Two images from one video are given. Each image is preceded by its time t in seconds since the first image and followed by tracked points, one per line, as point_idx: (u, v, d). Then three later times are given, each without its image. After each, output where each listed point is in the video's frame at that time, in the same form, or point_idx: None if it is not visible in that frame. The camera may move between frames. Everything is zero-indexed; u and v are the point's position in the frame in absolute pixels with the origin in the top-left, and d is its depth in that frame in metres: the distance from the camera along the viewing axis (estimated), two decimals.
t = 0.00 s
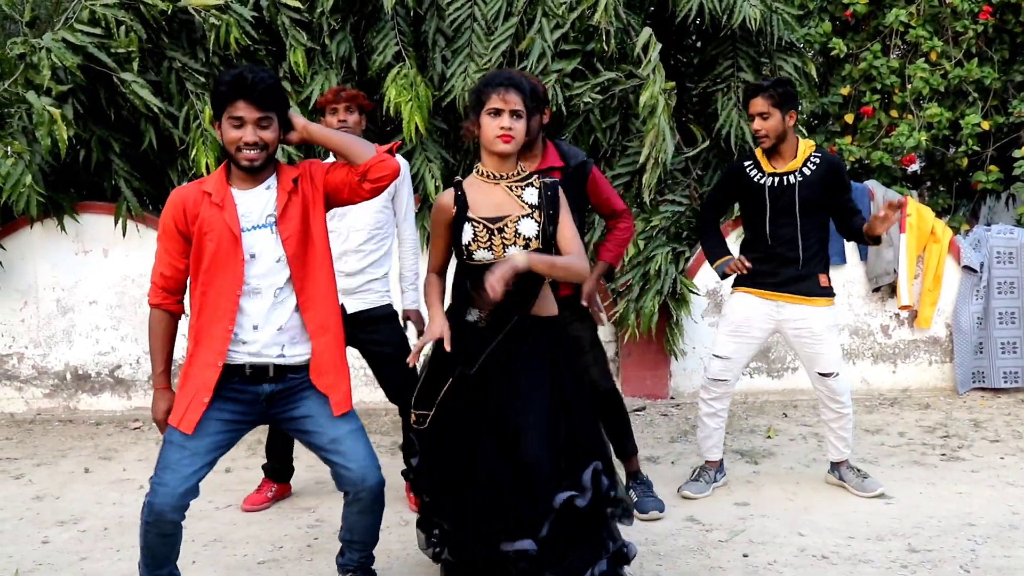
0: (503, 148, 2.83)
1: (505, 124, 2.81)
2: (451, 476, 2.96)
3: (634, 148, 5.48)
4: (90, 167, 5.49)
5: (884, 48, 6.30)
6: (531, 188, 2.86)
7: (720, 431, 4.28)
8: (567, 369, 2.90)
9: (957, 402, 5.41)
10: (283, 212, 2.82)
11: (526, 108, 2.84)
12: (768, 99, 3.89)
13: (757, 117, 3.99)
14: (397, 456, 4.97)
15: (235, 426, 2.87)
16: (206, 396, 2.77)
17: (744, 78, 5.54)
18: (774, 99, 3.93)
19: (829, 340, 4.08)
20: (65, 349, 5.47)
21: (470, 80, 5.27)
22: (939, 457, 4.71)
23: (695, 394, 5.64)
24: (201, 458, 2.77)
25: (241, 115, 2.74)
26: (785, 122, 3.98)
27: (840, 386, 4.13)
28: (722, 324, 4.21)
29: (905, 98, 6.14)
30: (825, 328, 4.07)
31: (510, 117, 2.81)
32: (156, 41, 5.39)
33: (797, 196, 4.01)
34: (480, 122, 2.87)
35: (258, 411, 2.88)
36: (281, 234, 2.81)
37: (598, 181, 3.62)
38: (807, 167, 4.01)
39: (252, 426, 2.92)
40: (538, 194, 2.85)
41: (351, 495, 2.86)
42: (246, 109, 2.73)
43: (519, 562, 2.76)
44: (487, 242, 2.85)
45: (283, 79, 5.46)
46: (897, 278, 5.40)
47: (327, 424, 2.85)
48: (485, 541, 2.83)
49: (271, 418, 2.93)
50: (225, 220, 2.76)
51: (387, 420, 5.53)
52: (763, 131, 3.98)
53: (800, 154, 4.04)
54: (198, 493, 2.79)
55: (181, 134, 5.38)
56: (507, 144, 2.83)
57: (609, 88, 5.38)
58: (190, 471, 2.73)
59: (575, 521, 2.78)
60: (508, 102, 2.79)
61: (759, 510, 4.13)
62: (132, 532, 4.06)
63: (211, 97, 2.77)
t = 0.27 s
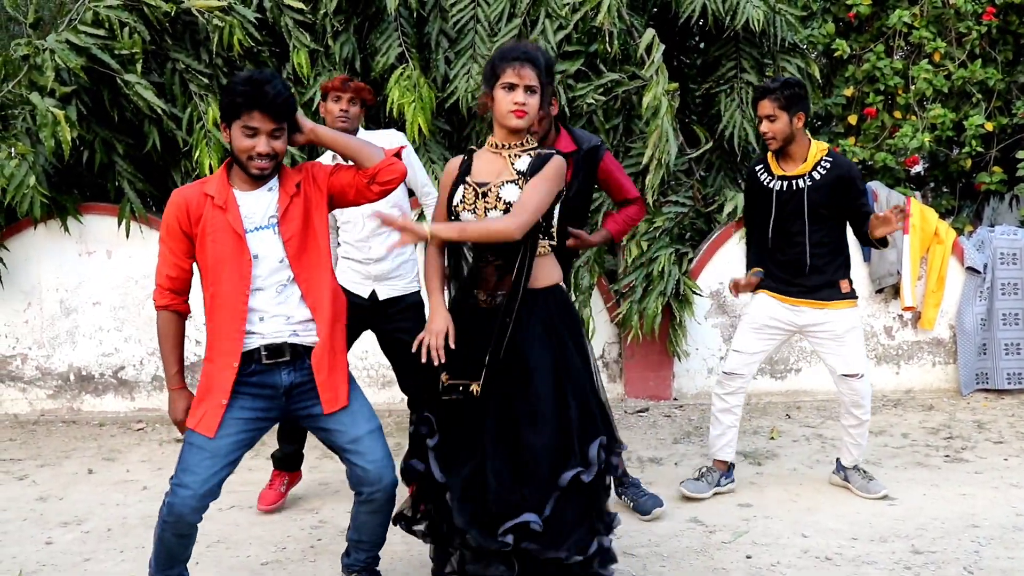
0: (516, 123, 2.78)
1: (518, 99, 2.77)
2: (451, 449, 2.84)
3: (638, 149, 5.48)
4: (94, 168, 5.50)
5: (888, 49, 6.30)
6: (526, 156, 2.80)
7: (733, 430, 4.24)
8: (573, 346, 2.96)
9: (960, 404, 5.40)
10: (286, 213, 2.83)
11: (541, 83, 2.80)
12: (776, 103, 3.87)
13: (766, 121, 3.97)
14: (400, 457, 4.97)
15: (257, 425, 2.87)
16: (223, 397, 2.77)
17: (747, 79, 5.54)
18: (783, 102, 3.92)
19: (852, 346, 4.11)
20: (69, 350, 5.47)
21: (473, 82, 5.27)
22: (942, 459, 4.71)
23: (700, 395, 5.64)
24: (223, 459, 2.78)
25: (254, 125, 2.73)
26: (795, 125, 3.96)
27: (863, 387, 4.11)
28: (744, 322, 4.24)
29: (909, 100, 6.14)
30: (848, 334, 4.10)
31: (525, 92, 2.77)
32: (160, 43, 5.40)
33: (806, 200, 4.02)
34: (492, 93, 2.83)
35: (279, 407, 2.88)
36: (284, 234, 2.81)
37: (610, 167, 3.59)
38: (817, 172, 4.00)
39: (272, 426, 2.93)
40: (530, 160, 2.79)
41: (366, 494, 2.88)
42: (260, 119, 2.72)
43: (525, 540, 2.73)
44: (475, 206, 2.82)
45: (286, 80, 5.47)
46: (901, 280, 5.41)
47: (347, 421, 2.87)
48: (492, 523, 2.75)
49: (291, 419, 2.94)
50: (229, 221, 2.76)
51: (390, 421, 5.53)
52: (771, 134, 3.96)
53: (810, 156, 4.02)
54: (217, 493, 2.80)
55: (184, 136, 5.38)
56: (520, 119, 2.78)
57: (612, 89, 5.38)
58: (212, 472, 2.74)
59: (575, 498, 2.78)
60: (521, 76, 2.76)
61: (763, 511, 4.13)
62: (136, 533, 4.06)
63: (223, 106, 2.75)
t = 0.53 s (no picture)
0: (528, 147, 2.71)
1: (529, 124, 2.72)
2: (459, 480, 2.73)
3: (641, 150, 5.48)
4: (98, 170, 5.51)
5: (891, 49, 6.29)
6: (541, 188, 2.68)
7: (737, 434, 4.25)
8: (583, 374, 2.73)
9: (964, 405, 5.39)
10: (291, 219, 2.82)
11: (552, 107, 2.75)
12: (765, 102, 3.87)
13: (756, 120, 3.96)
14: (404, 458, 4.97)
15: (242, 426, 2.86)
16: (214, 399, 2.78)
17: (751, 80, 5.53)
18: (772, 101, 3.92)
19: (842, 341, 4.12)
20: (73, 351, 5.48)
21: (476, 82, 5.26)
22: (946, 460, 4.70)
23: (703, 396, 5.64)
24: (209, 455, 2.77)
25: (256, 122, 2.74)
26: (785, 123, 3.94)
27: (849, 383, 4.14)
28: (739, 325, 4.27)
29: (913, 100, 6.13)
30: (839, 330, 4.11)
31: (535, 117, 2.72)
32: (163, 44, 5.40)
33: (796, 194, 3.99)
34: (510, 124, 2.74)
35: (265, 412, 2.88)
36: (288, 241, 2.81)
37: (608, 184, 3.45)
38: (804, 167, 3.97)
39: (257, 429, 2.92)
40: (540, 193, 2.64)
41: (354, 493, 2.86)
42: (263, 114, 2.74)
43: None
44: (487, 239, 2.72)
45: (290, 81, 5.47)
46: (904, 280, 5.39)
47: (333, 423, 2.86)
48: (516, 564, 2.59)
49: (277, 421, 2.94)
50: (235, 228, 2.77)
51: (394, 422, 5.53)
52: (762, 134, 3.95)
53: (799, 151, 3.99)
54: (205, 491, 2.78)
55: (188, 136, 5.38)
56: (532, 143, 2.71)
57: (616, 90, 5.38)
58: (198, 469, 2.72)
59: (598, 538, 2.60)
60: (533, 101, 2.71)
61: (766, 512, 4.12)
62: (139, 534, 4.06)
63: (225, 101, 2.76)
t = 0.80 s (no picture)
0: (542, 138, 2.80)
1: (541, 115, 2.80)
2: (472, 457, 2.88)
3: (647, 151, 5.47)
4: (104, 171, 5.52)
5: (898, 49, 6.28)
6: (559, 172, 2.82)
7: (722, 436, 4.27)
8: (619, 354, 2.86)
9: (971, 406, 5.38)
10: (292, 218, 2.83)
11: (564, 97, 2.82)
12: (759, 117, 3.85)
13: (750, 134, 3.95)
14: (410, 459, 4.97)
15: (261, 428, 2.85)
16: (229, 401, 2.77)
17: (757, 80, 5.52)
18: (765, 116, 3.90)
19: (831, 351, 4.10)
20: (80, 352, 5.49)
21: (483, 83, 5.26)
22: (953, 461, 4.69)
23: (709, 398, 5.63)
24: (226, 458, 2.77)
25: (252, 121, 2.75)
26: (778, 138, 3.95)
27: (845, 394, 4.09)
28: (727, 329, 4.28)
29: (919, 100, 6.12)
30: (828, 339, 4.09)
31: (548, 107, 2.80)
32: (169, 45, 5.41)
33: (786, 213, 4.01)
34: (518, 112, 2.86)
35: (286, 413, 2.88)
36: (289, 239, 2.81)
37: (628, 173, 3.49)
38: (798, 185, 3.98)
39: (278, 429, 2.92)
40: (565, 176, 2.81)
41: (374, 497, 2.85)
42: (258, 113, 2.74)
43: (547, 541, 2.69)
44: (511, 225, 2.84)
45: (296, 82, 5.47)
46: (912, 282, 5.37)
47: (354, 425, 2.84)
48: (516, 524, 2.74)
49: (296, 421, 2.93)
50: (234, 226, 2.78)
51: (400, 423, 5.53)
52: (756, 148, 3.95)
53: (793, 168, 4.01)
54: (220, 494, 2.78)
55: (194, 138, 5.39)
56: (545, 134, 2.80)
57: (621, 91, 5.37)
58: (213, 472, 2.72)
59: (596, 504, 2.73)
60: (544, 91, 2.78)
61: (772, 513, 4.12)
62: (146, 535, 4.07)
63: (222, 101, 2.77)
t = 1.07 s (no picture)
0: (551, 152, 2.76)
1: (547, 129, 2.75)
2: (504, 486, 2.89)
3: (657, 150, 5.41)
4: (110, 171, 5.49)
5: (912, 47, 6.21)
6: (581, 188, 2.78)
7: (750, 436, 4.19)
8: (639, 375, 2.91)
9: (987, 408, 5.31)
10: (287, 217, 2.77)
11: (570, 110, 2.76)
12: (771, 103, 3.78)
13: (761, 121, 3.88)
14: (418, 461, 4.92)
15: (235, 428, 2.80)
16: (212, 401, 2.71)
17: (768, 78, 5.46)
18: (778, 102, 3.83)
19: (861, 343, 4.02)
20: (86, 353, 5.46)
21: (491, 82, 5.23)
22: (969, 464, 4.62)
23: (720, 400, 5.57)
24: (204, 463, 2.72)
25: (249, 116, 2.70)
26: (790, 124, 3.87)
27: (870, 388, 4.02)
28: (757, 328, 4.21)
29: (933, 99, 6.05)
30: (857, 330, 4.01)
31: (555, 122, 2.75)
32: (176, 44, 5.37)
33: (805, 193, 3.94)
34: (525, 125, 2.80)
35: (258, 413, 2.80)
36: (285, 237, 2.76)
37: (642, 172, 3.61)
38: (813, 164, 3.92)
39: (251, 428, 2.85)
40: (586, 194, 2.77)
41: (352, 501, 2.79)
42: (255, 108, 2.69)
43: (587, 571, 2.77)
44: (538, 244, 2.77)
45: (303, 82, 5.43)
46: (926, 283, 5.32)
47: (327, 429, 2.77)
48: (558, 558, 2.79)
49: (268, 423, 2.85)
50: (229, 224, 2.72)
51: (408, 424, 5.48)
52: (767, 135, 3.87)
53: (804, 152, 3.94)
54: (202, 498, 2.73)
55: (201, 137, 5.34)
56: (555, 149, 2.76)
57: (632, 90, 5.31)
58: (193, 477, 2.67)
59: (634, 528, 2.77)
60: (552, 107, 2.73)
61: (784, 517, 4.06)
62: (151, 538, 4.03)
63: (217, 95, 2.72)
